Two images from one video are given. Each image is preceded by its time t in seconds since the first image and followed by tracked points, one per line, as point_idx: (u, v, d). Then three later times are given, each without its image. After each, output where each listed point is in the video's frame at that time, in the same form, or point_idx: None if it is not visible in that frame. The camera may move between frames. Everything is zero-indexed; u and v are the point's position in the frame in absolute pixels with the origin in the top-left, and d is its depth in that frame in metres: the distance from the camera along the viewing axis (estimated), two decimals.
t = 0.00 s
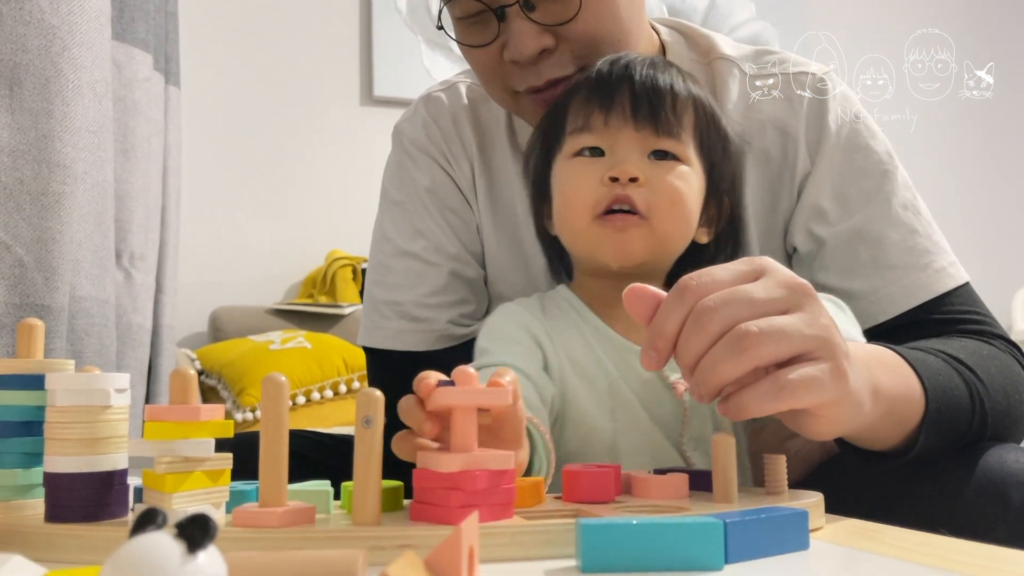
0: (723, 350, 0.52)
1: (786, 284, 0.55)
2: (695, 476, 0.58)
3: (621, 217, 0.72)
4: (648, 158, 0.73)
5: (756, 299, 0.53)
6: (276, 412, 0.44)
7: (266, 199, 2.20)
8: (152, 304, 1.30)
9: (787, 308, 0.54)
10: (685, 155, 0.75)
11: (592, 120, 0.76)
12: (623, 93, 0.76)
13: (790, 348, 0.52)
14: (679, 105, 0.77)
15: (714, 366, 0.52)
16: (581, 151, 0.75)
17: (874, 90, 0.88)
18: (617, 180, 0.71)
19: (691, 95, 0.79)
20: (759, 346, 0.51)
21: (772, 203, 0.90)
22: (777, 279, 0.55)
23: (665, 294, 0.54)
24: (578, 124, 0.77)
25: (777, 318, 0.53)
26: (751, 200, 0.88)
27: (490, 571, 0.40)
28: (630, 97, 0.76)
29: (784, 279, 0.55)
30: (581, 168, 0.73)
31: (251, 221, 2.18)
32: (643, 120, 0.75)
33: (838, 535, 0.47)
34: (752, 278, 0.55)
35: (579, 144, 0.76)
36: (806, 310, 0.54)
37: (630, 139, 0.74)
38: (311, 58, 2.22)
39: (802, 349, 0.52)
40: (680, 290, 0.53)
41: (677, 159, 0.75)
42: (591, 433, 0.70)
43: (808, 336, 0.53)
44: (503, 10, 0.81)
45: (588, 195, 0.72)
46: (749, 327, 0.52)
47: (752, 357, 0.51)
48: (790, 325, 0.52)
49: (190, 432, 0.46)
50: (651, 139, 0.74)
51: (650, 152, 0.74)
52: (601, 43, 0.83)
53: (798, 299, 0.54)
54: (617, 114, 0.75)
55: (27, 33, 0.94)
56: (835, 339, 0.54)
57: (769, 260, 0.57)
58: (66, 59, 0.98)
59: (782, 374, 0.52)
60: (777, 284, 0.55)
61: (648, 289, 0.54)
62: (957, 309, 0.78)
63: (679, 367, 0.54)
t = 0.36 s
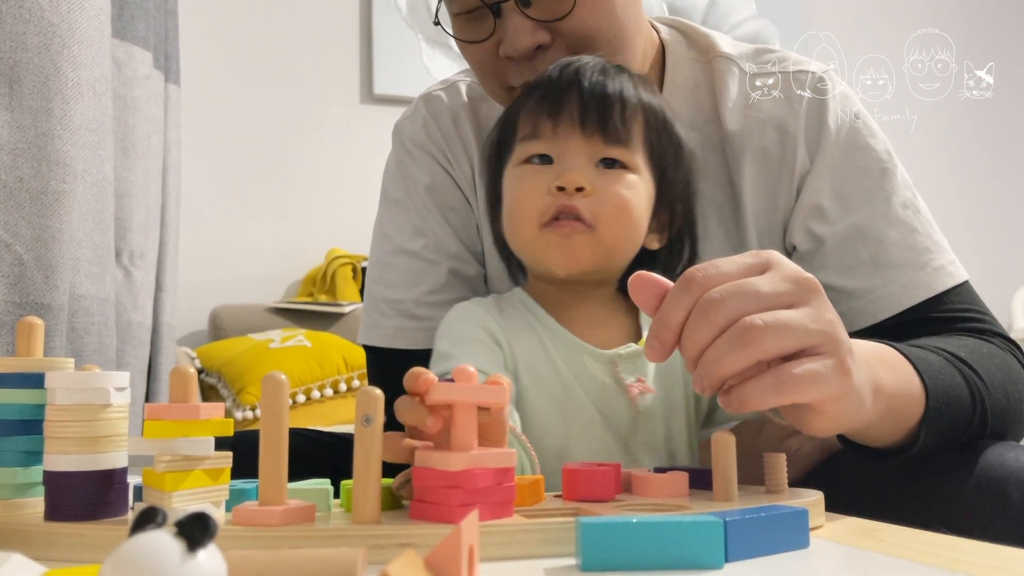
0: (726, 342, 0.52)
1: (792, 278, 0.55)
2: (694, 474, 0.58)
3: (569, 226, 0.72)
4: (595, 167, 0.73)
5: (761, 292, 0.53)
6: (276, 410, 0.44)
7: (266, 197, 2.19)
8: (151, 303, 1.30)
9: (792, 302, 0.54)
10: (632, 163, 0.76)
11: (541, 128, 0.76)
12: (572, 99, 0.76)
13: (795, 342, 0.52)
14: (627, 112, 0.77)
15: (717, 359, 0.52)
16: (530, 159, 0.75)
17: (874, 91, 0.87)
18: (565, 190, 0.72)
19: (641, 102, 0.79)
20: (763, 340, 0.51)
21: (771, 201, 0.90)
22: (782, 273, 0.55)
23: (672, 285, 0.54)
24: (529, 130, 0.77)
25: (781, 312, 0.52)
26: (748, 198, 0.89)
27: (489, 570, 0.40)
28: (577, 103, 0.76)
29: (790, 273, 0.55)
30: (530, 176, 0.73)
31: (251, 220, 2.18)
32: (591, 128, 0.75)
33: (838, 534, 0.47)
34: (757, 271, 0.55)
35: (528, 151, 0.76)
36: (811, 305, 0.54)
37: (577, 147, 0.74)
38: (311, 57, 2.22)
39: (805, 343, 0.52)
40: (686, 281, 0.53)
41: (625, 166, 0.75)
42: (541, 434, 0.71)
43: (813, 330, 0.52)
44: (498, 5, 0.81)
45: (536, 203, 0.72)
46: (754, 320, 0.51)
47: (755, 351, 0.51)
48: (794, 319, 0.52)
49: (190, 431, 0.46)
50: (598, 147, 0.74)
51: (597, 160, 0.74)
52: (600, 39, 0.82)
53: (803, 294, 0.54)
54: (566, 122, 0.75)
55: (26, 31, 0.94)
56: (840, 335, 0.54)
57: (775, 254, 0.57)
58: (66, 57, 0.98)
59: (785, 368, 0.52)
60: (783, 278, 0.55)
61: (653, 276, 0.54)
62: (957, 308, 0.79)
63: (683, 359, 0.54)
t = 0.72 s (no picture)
0: (709, 336, 0.51)
1: (778, 273, 0.55)
2: (694, 472, 0.58)
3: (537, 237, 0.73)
4: (564, 178, 0.73)
5: (747, 287, 0.53)
6: (275, 408, 0.44)
7: (266, 196, 2.19)
8: (151, 301, 1.30)
9: (777, 296, 0.54)
10: (598, 173, 0.76)
11: (507, 137, 0.75)
12: (537, 108, 0.75)
13: (779, 335, 0.52)
14: (592, 122, 0.77)
15: (702, 354, 0.52)
16: (495, 169, 0.74)
17: (874, 90, 0.88)
18: (533, 203, 0.71)
19: (602, 108, 0.79)
20: (745, 333, 0.51)
21: (773, 199, 0.90)
22: (768, 269, 0.55)
23: (661, 279, 0.54)
24: (492, 140, 0.76)
25: (767, 307, 0.52)
26: (750, 197, 0.89)
27: (490, 569, 0.40)
28: (543, 113, 0.75)
29: (775, 268, 0.55)
30: (497, 187, 0.73)
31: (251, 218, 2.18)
32: (558, 140, 0.74)
33: (838, 532, 0.47)
34: (744, 267, 0.55)
35: (492, 161, 0.75)
36: (795, 299, 0.54)
37: (544, 159, 0.73)
38: (311, 55, 2.22)
39: (789, 337, 0.52)
40: (673, 278, 0.53)
41: (590, 177, 0.75)
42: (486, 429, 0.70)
43: (797, 324, 0.52)
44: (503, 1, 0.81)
45: (505, 215, 0.72)
46: (738, 315, 0.51)
47: (737, 345, 0.51)
48: (778, 312, 0.52)
49: (190, 429, 0.46)
50: (565, 158, 0.74)
51: (563, 171, 0.74)
52: (603, 37, 0.82)
53: (787, 289, 0.54)
54: (532, 133, 0.75)
55: (25, 29, 0.94)
56: (826, 328, 0.53)
57: (762, 250, 0.56)
58: (66, 55, 0.98)
59: (769, 361, 0.52)
60: (769, 273, 0.54)
61: (645, 272, 0.54)
62: (956, 307, 0.78)
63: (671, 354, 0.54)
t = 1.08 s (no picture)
0: (761, 330, 0.50)
1: (828, 269, 0.53)
2: (694, 471, 0.58)
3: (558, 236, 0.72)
4: (580, 174, 0.74)
5: (799, 283, 0.51)
6: (276, 407, 0.44)
7: (266, 194, 2.20)
8: (151, 300, 1.30)
9: (829, 293, 0.52)
10: (612, 167, 0.76)
11: (518, 142, 0.76)
12: (545, 111, 0.76)
13: (829, 335, 0.50)
14: (600, 118, 0.78)
15: (754, 349, 0.50)
16: (510, 173, 0.75)
17: (874, 90, 0.87)
18: (553, 203, 0.71)
19: (608, 106, 0.80)
20: (798, 331, 0.50)
21: (771, 198, 0.90)
22: (816, 264, 0.53)
23: (707, 265, 0.52)
24: (503, 147, 0.77)
25: (819, 304, 0.51)
26: (749, 195, 0.89)
27: (489, 567, 0.40)
28: (551, 113, 0.76)
29: (825, 264, 0.53)
30: (514, 191, 0.73)
31: (251, 217, 2.18)
32: (569, 137, 0.75)
33: (838, 531, 0.47)
34: (792, 260, 0.54)
35: (507, 167, 0.75)
36: (846, 297, 0.52)
37: (558, 158, 0.74)
38: (311, 54, 2.22)
39: (840, 336, 0.51)
40: (721, 265, 0.51)
41: (604, 171, 0.75)
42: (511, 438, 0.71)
43: (849, 324, 0.51)
44: None
45: (525, 217, 0.72)
46: (791, 311, 0.50)
47: (790, 342, 0.50)
48: (832, 312, 0.51)
49: (190, 427, 0.46)
50: (579, 155, 0.75)
51: (578, 168, 0.74)
52: (668, 34, 0.82)
53: (840, 285, 0.53)
54: (543, 134, 0.75)
55: (25, 28, 0.94)
56: (873, 329, 0.52)
57: (810, 244, 0.55)
58: (65, 54, 0.97)
59: (816, 361, 0.50)
60: (818, 268, 0.53)
61: (689, 255, 0.52)
62: (953, 305, 0.78)
63: (711, 345, 0.52)
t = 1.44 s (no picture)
0: (802, 319, 0.49)
1: (864, 257, 0.53)
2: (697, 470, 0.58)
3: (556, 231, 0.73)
4: (574, 168, 0.74)
5: (836, 271, 0.51)
6: (277, 406, 0.44)
7: (267, 193, 2.20)
8: (151, 300, 1.29)
9: (866, 281, 0.52)
10: (612, 160, 0.76)
11: (512, 144, 0.77)
12: (536, 112, 0.78)
13: (868, 324, 0.50)
14: (594, 112, 0.79)
15: (795, 338, 0.49)
16: (508, 173, 0.75)
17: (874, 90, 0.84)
18: (546, 197, 0.72)
19: (604, 103, 0.81)
20: (838, 320, 0.49)
21: (789, 194, 0.94)
22: (851, 252, 0.53)
23: (741, 252, 0.52)
24: (499, 148, 0.78)
25: (857, 292, 0.51)
26: (769, 188, 0.92)
27: (489, 567, 0.40)
28: (543, 113, 0.77)
29: (860, 252, 0.53)
30: (509, 190, 0.74)
31: (251, 216, 2.18)
32: (562, 134, 0.76)
33: (841, 530, 0.47)
34: (826, 248, 0.53)
35: (505, 167, 0.76)
36: (882, 285, 0.52)
37: (552, 155, 0.75)
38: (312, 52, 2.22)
39: (877, 325, 0.51)
40: (758, 252, 0.51)
41: (604, 166, 0.75)
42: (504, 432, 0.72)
43: (887, 312, 0.51)
44: None
45: (520, 213, 0.73)
46: (829, 299, 0.50)
47: (828, 330, 0.49)
48: (870, 299, 0.50)
49: (191, 427, 0.46)
50: (572, 150, 0.75)
51: (575, 164, 0.74)
52: (719, 70, 0.84)
53: (874, 273, 0.52)
54: (536, 133, 0.76)
55: (25, 27, 0.93)
56: (908, 318, 0.52)
57: (842, 233, 0.55)
58: (65, 53, 0.97)
59: (856, 349, 0.50)
60: (854, 255, 0.53)
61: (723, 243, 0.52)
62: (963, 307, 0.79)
63: (750, 335, 0.51)
